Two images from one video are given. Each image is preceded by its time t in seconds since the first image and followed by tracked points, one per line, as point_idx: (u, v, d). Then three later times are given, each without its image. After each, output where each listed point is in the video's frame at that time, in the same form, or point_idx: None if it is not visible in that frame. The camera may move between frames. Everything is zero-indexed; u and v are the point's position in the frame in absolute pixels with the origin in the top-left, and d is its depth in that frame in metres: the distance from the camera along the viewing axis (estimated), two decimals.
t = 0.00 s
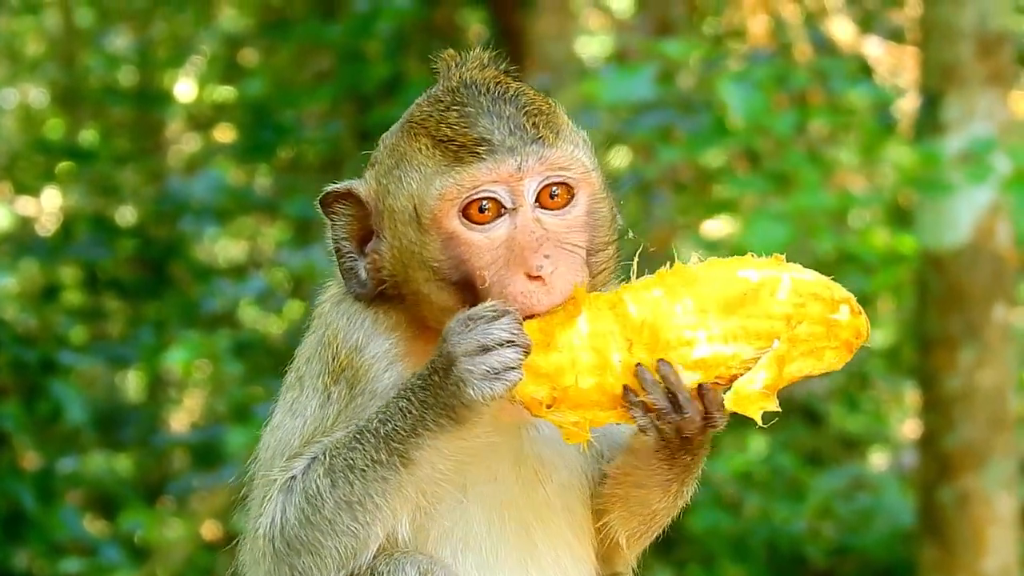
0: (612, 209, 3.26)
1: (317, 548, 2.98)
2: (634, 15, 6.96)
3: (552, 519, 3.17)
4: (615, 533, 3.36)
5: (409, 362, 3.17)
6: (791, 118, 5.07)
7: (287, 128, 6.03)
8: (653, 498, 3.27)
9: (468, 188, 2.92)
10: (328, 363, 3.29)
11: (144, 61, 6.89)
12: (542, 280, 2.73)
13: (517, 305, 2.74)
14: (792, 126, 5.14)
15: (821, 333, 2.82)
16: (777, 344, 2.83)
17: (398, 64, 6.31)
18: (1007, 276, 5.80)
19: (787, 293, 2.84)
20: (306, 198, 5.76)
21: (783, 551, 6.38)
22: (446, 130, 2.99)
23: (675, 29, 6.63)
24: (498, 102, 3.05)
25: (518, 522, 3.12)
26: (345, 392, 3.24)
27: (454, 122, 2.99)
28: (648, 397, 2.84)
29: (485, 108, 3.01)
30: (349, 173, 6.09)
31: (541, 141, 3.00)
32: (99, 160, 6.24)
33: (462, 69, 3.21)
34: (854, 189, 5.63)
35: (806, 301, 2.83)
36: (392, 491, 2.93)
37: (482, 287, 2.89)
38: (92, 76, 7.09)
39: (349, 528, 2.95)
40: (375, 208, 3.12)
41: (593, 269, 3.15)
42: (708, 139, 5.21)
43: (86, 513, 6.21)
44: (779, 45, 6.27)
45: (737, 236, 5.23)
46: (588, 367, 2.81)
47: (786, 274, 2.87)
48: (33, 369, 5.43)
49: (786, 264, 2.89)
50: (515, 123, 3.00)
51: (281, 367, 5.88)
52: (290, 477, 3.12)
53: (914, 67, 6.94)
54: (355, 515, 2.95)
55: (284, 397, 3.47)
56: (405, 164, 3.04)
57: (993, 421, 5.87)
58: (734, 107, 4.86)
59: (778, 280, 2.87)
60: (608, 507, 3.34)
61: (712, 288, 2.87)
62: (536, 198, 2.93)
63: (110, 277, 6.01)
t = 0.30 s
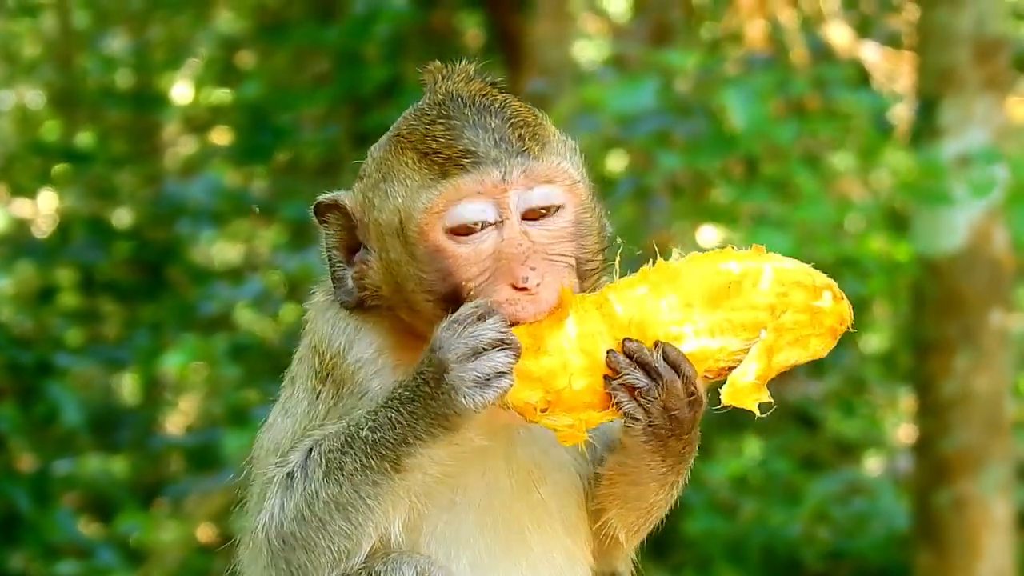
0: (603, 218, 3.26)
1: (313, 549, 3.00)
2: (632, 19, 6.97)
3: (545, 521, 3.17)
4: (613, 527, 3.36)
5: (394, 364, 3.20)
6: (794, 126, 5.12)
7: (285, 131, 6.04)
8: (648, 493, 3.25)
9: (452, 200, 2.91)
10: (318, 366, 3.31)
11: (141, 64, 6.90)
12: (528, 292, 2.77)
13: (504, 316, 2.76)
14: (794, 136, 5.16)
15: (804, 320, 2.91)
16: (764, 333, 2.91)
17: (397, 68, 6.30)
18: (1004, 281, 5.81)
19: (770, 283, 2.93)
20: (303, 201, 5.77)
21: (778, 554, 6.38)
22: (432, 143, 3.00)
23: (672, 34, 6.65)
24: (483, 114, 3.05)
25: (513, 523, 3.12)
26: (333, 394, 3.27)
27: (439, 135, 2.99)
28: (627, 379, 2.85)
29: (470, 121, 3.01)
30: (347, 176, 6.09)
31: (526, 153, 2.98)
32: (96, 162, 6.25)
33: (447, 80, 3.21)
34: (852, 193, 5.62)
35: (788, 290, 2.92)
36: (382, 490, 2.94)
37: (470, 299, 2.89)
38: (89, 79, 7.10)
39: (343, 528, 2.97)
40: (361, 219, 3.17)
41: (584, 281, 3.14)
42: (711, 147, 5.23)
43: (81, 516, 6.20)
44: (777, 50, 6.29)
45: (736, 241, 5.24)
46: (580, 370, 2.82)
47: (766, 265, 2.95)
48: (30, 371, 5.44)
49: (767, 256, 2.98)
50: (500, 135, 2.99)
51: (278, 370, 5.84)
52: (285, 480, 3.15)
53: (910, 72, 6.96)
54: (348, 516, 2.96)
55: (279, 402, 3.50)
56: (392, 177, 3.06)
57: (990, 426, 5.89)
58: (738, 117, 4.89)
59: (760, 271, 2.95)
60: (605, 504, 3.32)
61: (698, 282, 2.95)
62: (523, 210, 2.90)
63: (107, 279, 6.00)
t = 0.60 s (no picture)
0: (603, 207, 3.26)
1: (320, 555, 3.03)
2: (629, 21, 6.96)
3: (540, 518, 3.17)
4: (605, 539, 3.32)
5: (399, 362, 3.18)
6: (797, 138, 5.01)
7: (282, 132, 6.03)
8: (640, 502, 3.22)
9: (442, 190, 2.94)
10: (322, 368, 3.32)
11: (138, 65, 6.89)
12: (517, 284, 2.79)
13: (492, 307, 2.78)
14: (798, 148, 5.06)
15: (805, 343, 2.87)
16: (761, 351, 2.87)
17: (394, 69, 6.31)
18: (1002, 282, 5.82)
19: (772, 302, 2.90)
20: (300, 203, 5.76)
21: (776, 555, 6.37)
22: (423, 135, 3.01)
23: (669, 35, 6.65)
24: (475, 105, 3.05)
25: (510, 523, 3.12)
26: (340, 396, 3.27)
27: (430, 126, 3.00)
28: (623, 386, 2.83)
29: (462, 112, 3.02)
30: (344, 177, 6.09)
31: (516, 144, 3.00)
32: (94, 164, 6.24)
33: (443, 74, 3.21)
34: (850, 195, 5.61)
35: (791, 310, 2.89)
36: (386, 488, 2.96)
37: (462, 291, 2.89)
38: (86, 80, 7.09)
39: (348, 531, 3.00)
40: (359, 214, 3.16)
41: (580, 271, 3.13)
42: (715, 156, 5.18)
43: (77, 517, 6.18)
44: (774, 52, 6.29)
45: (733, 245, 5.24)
46: (572, 361, 2.81)
47: (771, 282, 2.92)
48: (27, 373, 5.43)
49: (772, 274, 2.95)
50: (490, 126, 3.01)
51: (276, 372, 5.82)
52: (294, 484, 3.18)
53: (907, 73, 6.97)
54: (353, 518, 2.99)
55: (285, 405, 3.51)
56: (385, 169, 3.07)
57: (988, 427, 5.90)
58: (742, 128, 4.82)
59: (764, 288, 2.93)
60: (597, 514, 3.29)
61: (700, 293, 2.93)
62: (514, 201, 2.93)
63: (103, 280, 5.93)
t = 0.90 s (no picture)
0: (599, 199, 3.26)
1: (312, 551, 3.05)
2: (630, 22, 6.97)
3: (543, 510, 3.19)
4: (620, 546, 3.29)
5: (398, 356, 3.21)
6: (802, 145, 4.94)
7: (281, 133, 6.04)
8: (661, 506, 3.23)
9: (441, 196, 2.95)
10: (325, 363, 3.36)
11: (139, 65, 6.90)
12: (514, 292, 2.84)
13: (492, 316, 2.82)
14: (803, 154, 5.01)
15: (805, 317, 2.93)
16: (767, 328, 2.90)
17: (394, 70, 6.32)
18: (1001, 283, 5.83)
19: (770, 283, 2.94)
20: (299, 204, 5.76)
21: (775, 555, 6.38)
22: (422, 140, 3.04)
23: (669, 36, 6.66)
24: (475, 109, 3.07)
25: (508, 522, 3.13)
26: (341, 389, 3.28)
27: (431, 131, 3.03)
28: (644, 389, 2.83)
29: (461, 117, 3.04)
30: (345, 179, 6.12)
31: (516, 150, 3.00)
32: (94, 164, 6.24)
33: (445, 72, 3.24)
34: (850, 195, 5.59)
35: (789, 288, 2.94)
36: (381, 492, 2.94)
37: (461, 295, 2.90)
38: (86, 81, 7.09)
39: (341, 530, 2.99)
40: (358, 214, 3.22)
41: (576, 271, 3.14)
42: (720, 166, 5.13)
43: (77, 518, 6.17)
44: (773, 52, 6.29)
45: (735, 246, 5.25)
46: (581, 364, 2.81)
47: (766, 265, 2.97)
48: (27, 373, 5.43)
49: (765, 259, 3.00)
50: (489, 131, 3.02)
51: (276, 372, 5.86)
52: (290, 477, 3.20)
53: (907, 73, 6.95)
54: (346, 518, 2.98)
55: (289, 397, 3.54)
56: (385, 171, 3.11)
57: (988, 428, 5.90)
58: (749, 139, 4.75)
59: (759, 270, 2.97)
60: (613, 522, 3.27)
61: (699, 283, 2.94)
62: (513, 207, 2.92)
63: (104, 281, 5.95)
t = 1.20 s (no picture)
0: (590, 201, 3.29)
1: None
2: (629, 21, 6.95)
3: (534, 555, 3.39)
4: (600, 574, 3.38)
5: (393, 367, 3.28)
6: (805, 146, 4.93)
7: (282, 133, 6.06)
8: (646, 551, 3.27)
9: (470, 220, 2.90)
10: (322, 373, 3.38)
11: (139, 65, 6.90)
12: (533, 322, 2.80)
13: (508, 344, 2.83)
14: (807, 157, 5.02)
15: (835, 460, 2.86)
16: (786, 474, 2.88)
17: (395, 70, 6.32)
18: (1002, 283, 5.83)
19: (804, 427, 2.84)
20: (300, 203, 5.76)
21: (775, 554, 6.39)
22: (451, 154, 2.98)
23: (670, 35, 6.65)
24: (502, 126, 3.02)
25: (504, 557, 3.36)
26: (339, 405, 3.33)
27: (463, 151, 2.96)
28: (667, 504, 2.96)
29: (489, 139, 2.97)
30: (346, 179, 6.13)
31: (545, 176, 2.94)
32: (95, 164, 6.24)
33: (470, 76, 3.17)
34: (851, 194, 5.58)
35: (824, 434, 2.83)
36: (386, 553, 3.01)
37: (470, 309, 2.90)
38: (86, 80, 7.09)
39: None
40: (358, 200, 3.20)
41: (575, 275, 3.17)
42: (725, 170, 5.11)
43: (78, 518, 6.17)
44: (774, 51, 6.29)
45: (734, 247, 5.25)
46: (598, 474, 2.87)
47: (805, 410, 2.83)
48: (28, 373, 5.44)
49: (809, 401, 2.85)
50: (519, 153, 2.96)
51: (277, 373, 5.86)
52: (297, 511, 3.26)
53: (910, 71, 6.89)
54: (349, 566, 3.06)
55: (286, 401, 3.57)
56: (403, 171, 3.06)
57: (989, 427, 5.90)
58: (754, 145, 4.75)
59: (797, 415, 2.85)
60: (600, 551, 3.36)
61: (731, 422, 2.86)
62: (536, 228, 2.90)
63: (104, 281, 5.98)
